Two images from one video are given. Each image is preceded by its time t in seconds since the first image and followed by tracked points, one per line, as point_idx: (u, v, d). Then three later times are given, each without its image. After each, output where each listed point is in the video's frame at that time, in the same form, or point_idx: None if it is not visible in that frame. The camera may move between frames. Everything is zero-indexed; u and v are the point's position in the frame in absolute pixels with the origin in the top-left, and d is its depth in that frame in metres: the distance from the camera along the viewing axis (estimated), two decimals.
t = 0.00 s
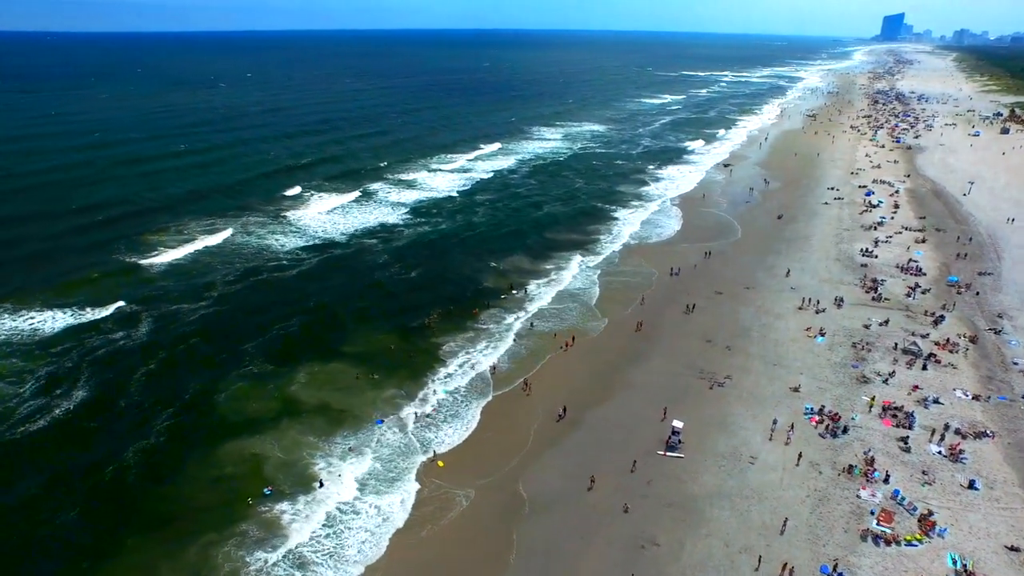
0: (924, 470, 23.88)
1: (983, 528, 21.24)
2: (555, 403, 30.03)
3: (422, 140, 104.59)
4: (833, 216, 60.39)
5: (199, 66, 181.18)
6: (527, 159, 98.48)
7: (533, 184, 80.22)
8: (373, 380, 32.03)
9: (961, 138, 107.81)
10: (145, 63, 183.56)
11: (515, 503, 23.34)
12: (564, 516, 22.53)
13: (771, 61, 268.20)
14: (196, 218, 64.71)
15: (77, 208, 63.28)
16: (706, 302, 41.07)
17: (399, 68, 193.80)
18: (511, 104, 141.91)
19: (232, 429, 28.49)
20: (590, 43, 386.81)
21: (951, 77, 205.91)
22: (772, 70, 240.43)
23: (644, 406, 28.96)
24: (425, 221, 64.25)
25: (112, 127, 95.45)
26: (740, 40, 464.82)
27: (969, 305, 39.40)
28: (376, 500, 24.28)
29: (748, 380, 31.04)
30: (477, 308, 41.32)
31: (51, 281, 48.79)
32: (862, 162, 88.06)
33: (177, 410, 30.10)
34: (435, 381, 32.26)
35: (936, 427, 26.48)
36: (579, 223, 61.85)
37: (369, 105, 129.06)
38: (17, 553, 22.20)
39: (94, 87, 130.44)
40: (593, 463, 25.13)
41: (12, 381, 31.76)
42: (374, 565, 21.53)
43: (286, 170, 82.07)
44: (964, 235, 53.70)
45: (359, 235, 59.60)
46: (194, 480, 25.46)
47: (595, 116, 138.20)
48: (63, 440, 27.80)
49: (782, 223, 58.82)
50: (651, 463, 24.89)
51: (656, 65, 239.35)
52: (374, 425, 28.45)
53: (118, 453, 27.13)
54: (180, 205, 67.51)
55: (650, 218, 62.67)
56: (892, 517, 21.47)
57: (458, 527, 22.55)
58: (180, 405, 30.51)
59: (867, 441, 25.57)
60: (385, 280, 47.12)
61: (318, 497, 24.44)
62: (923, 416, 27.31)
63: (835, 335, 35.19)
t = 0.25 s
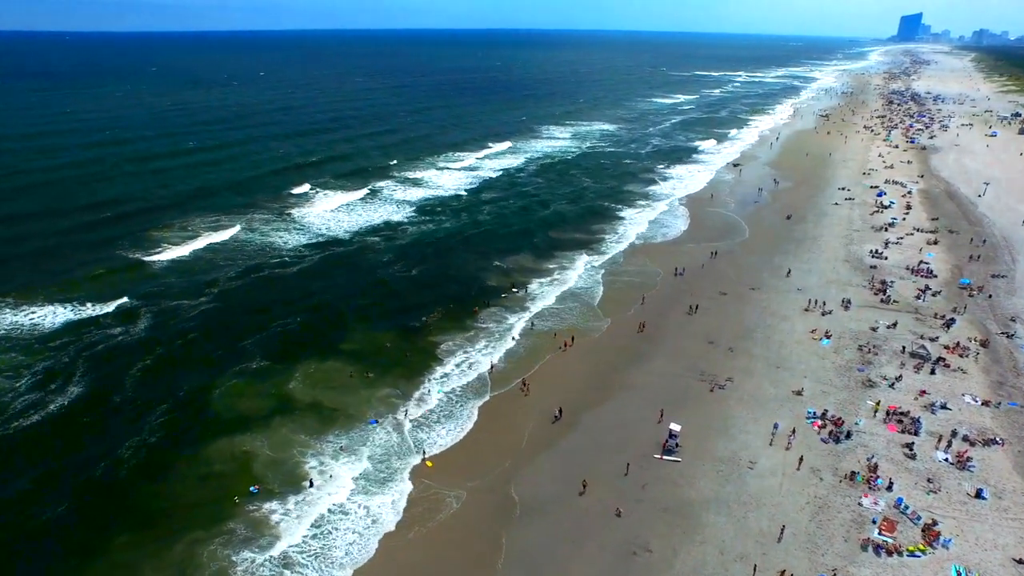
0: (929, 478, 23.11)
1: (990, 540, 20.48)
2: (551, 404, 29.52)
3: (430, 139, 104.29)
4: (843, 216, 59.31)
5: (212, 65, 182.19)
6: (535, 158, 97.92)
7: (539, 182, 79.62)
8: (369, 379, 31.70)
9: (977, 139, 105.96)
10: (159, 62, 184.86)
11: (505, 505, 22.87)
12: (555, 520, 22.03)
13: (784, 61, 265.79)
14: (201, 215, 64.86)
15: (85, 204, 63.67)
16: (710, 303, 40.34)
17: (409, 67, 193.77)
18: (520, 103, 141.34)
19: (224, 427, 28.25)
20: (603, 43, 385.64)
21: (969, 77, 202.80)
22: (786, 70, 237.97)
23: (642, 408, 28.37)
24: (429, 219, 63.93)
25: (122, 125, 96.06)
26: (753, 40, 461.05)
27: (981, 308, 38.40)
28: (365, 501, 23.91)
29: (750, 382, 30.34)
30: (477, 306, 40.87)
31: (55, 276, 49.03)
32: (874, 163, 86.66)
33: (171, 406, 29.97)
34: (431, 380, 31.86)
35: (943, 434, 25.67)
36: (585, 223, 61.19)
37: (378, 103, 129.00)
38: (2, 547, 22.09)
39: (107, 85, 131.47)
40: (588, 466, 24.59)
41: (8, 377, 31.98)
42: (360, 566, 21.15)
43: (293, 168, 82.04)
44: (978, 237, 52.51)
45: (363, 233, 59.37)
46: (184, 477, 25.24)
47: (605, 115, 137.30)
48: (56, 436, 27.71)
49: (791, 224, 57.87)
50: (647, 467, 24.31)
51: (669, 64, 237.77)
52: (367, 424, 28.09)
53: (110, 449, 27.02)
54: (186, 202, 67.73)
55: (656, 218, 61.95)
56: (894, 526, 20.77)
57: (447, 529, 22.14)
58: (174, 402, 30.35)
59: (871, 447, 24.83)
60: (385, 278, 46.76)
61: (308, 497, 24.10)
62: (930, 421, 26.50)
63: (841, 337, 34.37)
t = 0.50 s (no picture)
0: (934, 486, 22.34)
1: (997, 552, 19.71)
2: (547, 404, 29.01)
3: (438, 137, 103.99)
4: (854, 217, 58.23)
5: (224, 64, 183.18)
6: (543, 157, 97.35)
7: (546, 181, 79.01)
8: (364, 377, 31.34)
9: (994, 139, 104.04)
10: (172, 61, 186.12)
11: (496, 507, 22.42)
12: (546, 524, 21.54)
13: (798, 61, 263.27)
14: (207, 212, 64.95)
15: (92, 200, 64.02)
16: (714, 303, 39.57)
17: (420, 66, 193.77)
18: (530, 103, 140.74)
19: (217, 424, 28.03)
20: (616, 42, 384.34)
21: (987, 78, 199.62)
22: (801, 70, 235.43)
23: (640, 411, 27.78)
24: (434, 218, 63.56)
25: (133, 122, 96.61)
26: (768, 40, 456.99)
27: (993, 311, 37.37)
28: (354, 501, 23.55)
29: (752, 385, 29.64)
30: (477, 305, 40.41)
31: (60, 272, 49.25)
32: (888, 163, 85.23)
33: (165, 402, 29.83)
34: (427, 380, 31.44)
35: (950, 440, 24.87)
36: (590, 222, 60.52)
37: (387, 102, 128.99)
38: None
39: (120, 84, 132.44)
40: (581, 469, 24.03)
41: (5, 371, 32.10)
42: (345, 568, 20.79)
43: (300, 165, 82.03)
44: (992, 238, 51.30)
45: (367, 230, 59.11)
46: (174, 474, 25.03)
47: (615, 114, 136.36)
48: (48, 431, 27.63)
49: (800, 224, 56.89)
50: (642, 470, 23.73)
51: (681, 64, 236.16)
52: (359, 423, 27.73)
53: (102, 444, 26.92)
54: (193, 198, 67.90)
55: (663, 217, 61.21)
56: (896, 536, 20.06)
57: (435, 531, 21.73)
58: (168, 398, 30.19)
59: (874, 453, 24.08)
60: (386, 276, 46.43)
61: (297, 496, 23.76)
62: (937, 428, 25.69)
63: (847, 340, 33.54)
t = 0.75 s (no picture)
0: (939, 495, 21.60)
1: (1002, 564, 18.98)
2: (543, 404, 28.51)
3: (446, 135, 103.69)
4: (865, 218, 57.12)
5: (237, 63, 184.09)
6: (551, 156, 96.77)
7: (553, 180, 78.41)
8: (359, 375, 30.99)
9: (1012, 140, 102.01)
10: (186, 60, 187.38)
11: (485, 509, 21.99)
12: (535, 527, 21.07)
13: (813, 62, 260.70)
14: (213, 208, 65.08)
15: (100, 196, 64.33)
16: (718, 304, 38.83)
17: (431, 66, 193.64)
18: (540, 102, 140.13)
19: (210, 420, 27.81)
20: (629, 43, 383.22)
21: (1006, 78, 196.40)
22: (816, 70, 232.76)
23: (637, 413, 27.20)
24: (438, 216, 63.22)
25: (143, 120, 97.20)
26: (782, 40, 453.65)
27: (1006, 315, 36.36)
28: (342, 501, 23.23)
29: (753, 388, 28.96)
30: (477, 304, 39.91)
31: (65, 267, 49.49)
32: (901, 163, 83.83)
33: (160, 398, 29.69)
34: (422, 379, 31.00)
35: (957, 447, 24.09)
36: (595, 221, 59.85)
37: (397, 100, 128.98)
38: None
39: (134, 83, 133.66)
40: (574, 471, 23.51)
41: (3, 365, 32.24)
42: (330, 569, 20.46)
43: (307, 163, 82.00)
44: (1007, 240, 50.09)
45: (370, 228, 58.88)
46: (163, 470, 24.82)
47: (626, 114, 135.37)
48: (42, 426, 27.57)
49: (809, 224, 55.91)
50: (637, 474, 23.17)
51: (694, 64, 234.38)
52: (352, 421, 27.39)
53: (94, 439, 26.83)
54: (200, 195, 68.09)
55: (669, 217, 60.43)
56: (897, 546, 19.36)
57: (422, 533, 21.35)
58: (163, 393, 30.05)
59: (877, 460, 23.36)
60: (388, 274, 46.12)
61: (285, 495, 23.46)
62: (944, 434, 24.89)
63: (853, 343, 32.74)
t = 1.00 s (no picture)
0: (943, 504, 20.85)
1: None
2: (538, 404, 28.02)
3: (454, 134, 103.38)
4: (876, 219, 56.01)
5: (249, 62, 185.00)
6: (560, 155, 96.16)
7: (560, 179, 77.80)
8: (354, 372, 30.62)
9: None
10: (199, 60, 188.72)
11: (474, 510, 21.56)
12: (524, 529, 20.60)
13: (828, 62, 257.76)
14: (219, 205, 65.22)
15: (107, 192, 64.66)
16: (722, 304, 38.08)
17: (442, 65, 193.47)
18: (550, 101, 139.47)
19: (202, 416, 27.61)
20: (642, 43, 381.35)
21: None
22: (831, 70, 230.14)
23: (634, 414, 26.60)
24: (443, 214, 62.89)
25: (154, 118, 97.77)
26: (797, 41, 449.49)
27: (1019, 319, 35.35)
28: (330, 500, 22.92)
29: (754, 390, 28.27)
30: (477, 302, 39.45)
31: (70, 263, 49.73)
32: (916, 164, 82.37)
33: (154, 393, 29.56)
34: (418, 377, 30.52)
35: (963, 455, 23.30)
36: (601, 221, 59.18)
37: (406, 99, 128.89)
38: None
39: (147, 81, 134.65)
40: (566, 474, 23.00)
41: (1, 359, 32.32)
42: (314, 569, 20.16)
43: (314, 161, 81.99)
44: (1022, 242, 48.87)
45: (374, 226, 58.65)
46: (152, 465, 24.64)
47: (636, 113, 134.32)
48: (37, 420, 27.56)
49: (818, 225, 54.92)
50: (631, 477, 22.64)
51: (707, 64, 232.55)
52: (344, 420, 27.05)
53: (86, 434, 26.73)
54: (206, 191, 68.25)
55: (676, 217, 59.66)
56: (897, 556, 18.68)
57: (409, 534, 20.96)
58: (157, 389, 29.91)
59: (879, 466, 22.62)
60: (389, 272, 45.80)
61: (273, 493, 23.18)
62: (951, 441, 24.10)
63: (860, 345, 31.92)
